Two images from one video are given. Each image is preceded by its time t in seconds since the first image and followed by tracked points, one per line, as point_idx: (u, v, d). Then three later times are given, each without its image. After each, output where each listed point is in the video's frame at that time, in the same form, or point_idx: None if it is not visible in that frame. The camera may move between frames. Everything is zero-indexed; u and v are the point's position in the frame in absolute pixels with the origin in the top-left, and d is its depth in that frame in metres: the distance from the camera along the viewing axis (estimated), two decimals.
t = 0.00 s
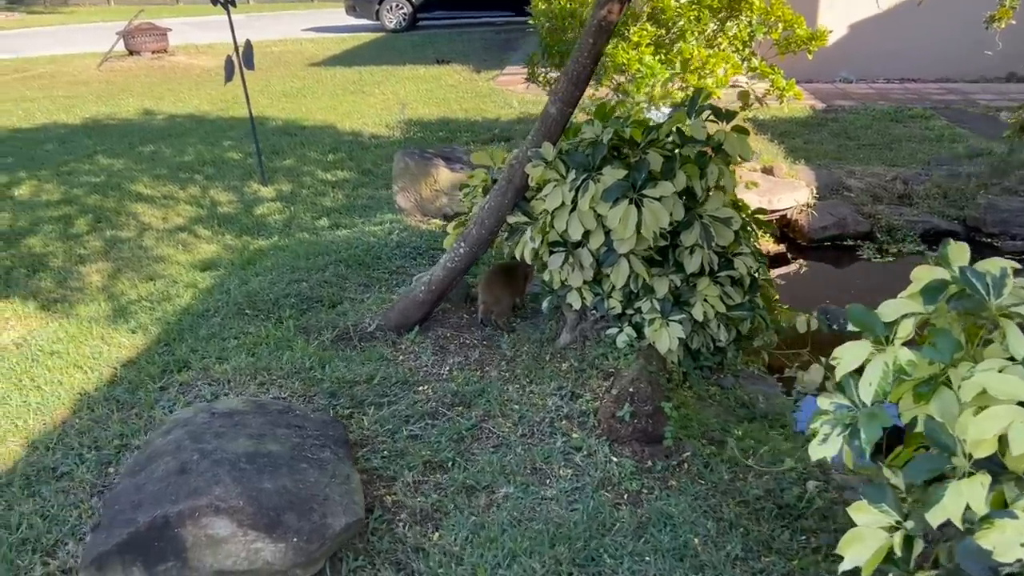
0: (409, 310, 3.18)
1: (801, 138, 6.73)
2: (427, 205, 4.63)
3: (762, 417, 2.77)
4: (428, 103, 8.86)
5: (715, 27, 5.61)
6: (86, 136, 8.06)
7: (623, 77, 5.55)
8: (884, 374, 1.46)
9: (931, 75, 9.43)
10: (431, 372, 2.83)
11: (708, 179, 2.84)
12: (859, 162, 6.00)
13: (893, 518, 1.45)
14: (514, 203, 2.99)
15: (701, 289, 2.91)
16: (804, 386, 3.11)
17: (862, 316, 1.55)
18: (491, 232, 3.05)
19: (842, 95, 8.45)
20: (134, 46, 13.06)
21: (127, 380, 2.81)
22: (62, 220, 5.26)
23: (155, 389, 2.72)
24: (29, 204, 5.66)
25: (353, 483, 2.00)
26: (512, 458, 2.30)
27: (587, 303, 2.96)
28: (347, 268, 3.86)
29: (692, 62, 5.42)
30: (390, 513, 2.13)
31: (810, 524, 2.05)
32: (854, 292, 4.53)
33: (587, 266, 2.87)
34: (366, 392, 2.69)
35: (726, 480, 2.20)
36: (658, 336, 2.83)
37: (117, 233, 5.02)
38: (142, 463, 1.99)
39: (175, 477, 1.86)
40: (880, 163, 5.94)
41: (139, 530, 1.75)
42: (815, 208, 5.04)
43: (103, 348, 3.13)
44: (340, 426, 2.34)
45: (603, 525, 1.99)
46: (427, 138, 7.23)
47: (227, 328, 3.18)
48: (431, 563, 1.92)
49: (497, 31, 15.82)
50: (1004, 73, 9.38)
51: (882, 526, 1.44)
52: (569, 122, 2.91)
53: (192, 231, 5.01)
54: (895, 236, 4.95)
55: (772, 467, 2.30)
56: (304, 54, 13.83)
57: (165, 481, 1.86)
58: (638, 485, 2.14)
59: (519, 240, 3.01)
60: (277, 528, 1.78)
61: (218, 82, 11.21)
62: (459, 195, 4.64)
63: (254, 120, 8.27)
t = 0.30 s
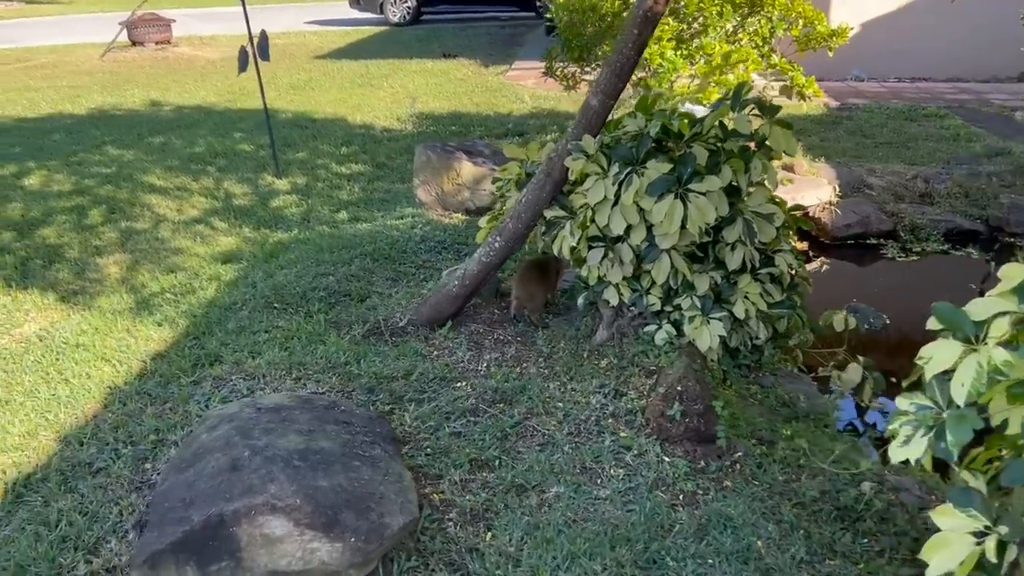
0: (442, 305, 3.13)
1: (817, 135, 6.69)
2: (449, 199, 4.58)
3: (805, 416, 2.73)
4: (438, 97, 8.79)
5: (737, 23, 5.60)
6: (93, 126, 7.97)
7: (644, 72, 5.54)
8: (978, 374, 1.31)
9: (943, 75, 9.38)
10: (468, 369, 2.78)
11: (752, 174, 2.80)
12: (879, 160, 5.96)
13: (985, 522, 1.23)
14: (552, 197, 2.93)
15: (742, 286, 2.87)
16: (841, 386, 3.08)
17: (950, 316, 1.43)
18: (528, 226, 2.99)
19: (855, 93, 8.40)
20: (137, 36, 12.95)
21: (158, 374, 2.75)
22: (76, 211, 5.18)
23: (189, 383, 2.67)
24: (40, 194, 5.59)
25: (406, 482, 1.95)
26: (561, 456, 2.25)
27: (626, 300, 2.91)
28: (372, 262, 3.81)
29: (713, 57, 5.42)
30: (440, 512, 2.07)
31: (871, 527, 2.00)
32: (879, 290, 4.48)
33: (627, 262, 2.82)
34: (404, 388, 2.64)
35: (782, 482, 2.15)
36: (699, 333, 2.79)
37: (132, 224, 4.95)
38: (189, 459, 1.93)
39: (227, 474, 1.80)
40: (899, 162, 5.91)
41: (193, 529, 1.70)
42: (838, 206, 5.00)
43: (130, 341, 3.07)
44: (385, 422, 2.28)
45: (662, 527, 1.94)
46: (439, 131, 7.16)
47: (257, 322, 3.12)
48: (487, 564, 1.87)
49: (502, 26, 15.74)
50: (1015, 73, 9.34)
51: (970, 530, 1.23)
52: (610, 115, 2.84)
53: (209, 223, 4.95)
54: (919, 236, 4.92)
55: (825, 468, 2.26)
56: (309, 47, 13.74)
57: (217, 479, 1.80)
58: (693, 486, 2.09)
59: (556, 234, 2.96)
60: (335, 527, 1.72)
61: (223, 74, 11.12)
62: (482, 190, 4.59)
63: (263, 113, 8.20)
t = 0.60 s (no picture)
0: (465, 304, 3.07)
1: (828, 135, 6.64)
2: (462, 196, 4.50)
3: (840, 421, 2.68)
4: (443, 92, 8.71)
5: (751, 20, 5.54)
6: (95, 120, 7.87)
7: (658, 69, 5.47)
8: None
9: (949, 75, 9.33)
10: (495, 369, 2.72)
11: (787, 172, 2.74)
12: (892, 161, 5.92)
13: None
14: (580, 195, 2.86)
15: (775, 287, 2.82)
16: (870, 389, 3.03)
17: None
18: (555, 224, 2.92)
19: (862, 94, 8.35)
20: (135, 30, 12.83)
21: (178, 373, 2.69)
22: (81, 205, 5.09)
23: (211, 383, 2.60)
24: (44, 188, 5.50)
25: (445, 488, 1.88)
26: (599, 461, 2.19)
27: (655, 300, 2.85)
28: (389, 259, 3.74)
29: (730, 55, 5.35)
30: (477, 518, 2.00)
31: (922, 536, 1.95)
32: (898, 291, 4.43)
33: (658, 262, 2.76)
34: (432, 388, 2.57)
35: (827, 488, 2.10)
36: (730, 334, 2.73)
37: (140, 219, 4.87)
38: (223, 462, 1.86)
39: (265, 479, 1.74)
40: (913, 162, 5.86)
41: (233, 536, 1.64)
42: (855, 207, 4.95)
43: (146, 338, 3.00)
44: (419, 424, 2.22)
45: (710, 536, 1.89)
46: (446, 128, 7.08)
47: (276, 320, 3.05)
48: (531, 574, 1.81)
49: (502, 23, 15.65)
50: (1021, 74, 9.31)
51: None
52: (642, 111, 2.78)
53: (217, 219, 4.87)
54: (936, 237, 4.88)
55: (869, 474, 2.20)
56: (309, 42, 13.64)
57: (254, 484, 1.73)
58: (738, 493, 2.04)
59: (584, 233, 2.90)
60: (379, 535, 1.66)
61: (224, 68, 11.02)
62: (497, 188, 4.51)
63: (267, 108, 8.11)
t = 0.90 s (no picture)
0: (484, 311, 2.99)
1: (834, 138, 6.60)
2: (471, 199, 4.43)
3: (871, 433, 2.63)
4: (443, 94, 8.62)
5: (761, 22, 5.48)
6: (91, 121, 7.76)
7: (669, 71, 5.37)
8: None
9: (950, 80, 9.33)
10: (520, 378, 2.65)
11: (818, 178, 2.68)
12: (901, 165, 5.88)
13: None
14: (604, 200, 2.80)
15: (803, 295, 2.76)
16: (895, 397, 2.99)
17: None
18: (578, 230, 2.85)
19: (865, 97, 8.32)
20: (130, 29, 12.71)
21: (192, 382, 2.61)
22: (82, 208, 5.00)
23: (227, 393, 2.53)
24: (43, 190, 5.40)
25: (482, 506, 1.82)
26: (634, 476, 2.13)
27: (680, 308, 2.80)
28: (401, 264, 3.66)
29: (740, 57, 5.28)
30: (511, 536, 1.94)
31: (971, 556, 1.90)
32: (914, 297, 4.39)
33: (685, 269, 2.70)
34: (455, 398, 2.50)
35: (869, 505, 2.05)
36: (759, 343, 2.67)
37: (142, 222, 4.78)
38: (251, 480, 1.79)
39: (299, 499, 1.67)
40: (921, 166, 5.83)
41: (269, 561, 1.57)
42: (867, 211, 4.91)
43: (157, 346, 2.92)
44: (448, 438, 2.15)
45: (756, 557, 1.83)
46: (449, 129, 7.01)
47: (290, 327, 2.98)
48: None
49: (498, 24, 15.56)
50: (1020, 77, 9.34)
51: None
52: (669, 115, 2.71)
53: (221, 222, 4.79)
54: (949, 242, 4.85)
55: (910, 490, 2.15)
56: (305, 43, 13.53)
57: (287, 505, 1.67)
58: (780, 510, 1.99)
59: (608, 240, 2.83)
60: (420, 558, 1.60)
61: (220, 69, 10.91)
62: (507, 192, 4.42)
63: (266, 109, 8.01)
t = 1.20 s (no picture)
0: (498, 326, 2.86)
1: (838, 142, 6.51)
2: (476, 206, 4.29)
3: (909, 453, 2.51)
4: (438, 98, 8.48)
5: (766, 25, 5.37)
6: (78, 125, 7.57)
7: (676, 73, 5.24)
8: None
9: (946, 83, 9.29)
10: (540, 398, 2.52)
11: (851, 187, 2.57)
12: (908, 170, 5.80)
13: None
14: (626, 210, 2.67)
15: (834, 309, 2.64)
16: (923, 413, 2.90)
17: None
18: (598, 241, 2.73)
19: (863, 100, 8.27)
20: (115, 32, 12.50)
21: (195, 406, 2.47)
22: (71, 216, 4.84)
23: (232, 417, 2.39)
24: (30, 197, 5.22)
25: (517, 544, 1.69)
26: (671, 507, 2.01)
27: (706, 323, 2.67)
28: (407, 275, 3.52)
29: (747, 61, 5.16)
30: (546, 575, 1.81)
31: None
32: (930, 305, 4.29)
33: (713, 282, 2.58)
34: (475, 420, 2.37)
35: (922, 536, 1.93)
36: (789, 360, 2.56)
37: (134, 230, 4.62)
38: (268, 519, 1.66)
39: (323, 543, 1.54)
40: (929, 171, 5.75)
41: None
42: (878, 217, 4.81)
43: (155, 365, 2.77)
44: (474, 467, 2.01)
45: None
46: (446, 134, 6.87)
47: (296, 344, 2.84)
48: None
49: (489, 27, 15.42)
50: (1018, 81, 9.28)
51: None
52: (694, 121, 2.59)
53: (216, 230, 4.64)
54: (962, 249, 4.76)
55: (961, 518, 2.04)
56: (294, 46, 13.36)
57: (310, 549, 1.53)
58: (830, 543, 1.87)
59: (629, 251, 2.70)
60: None
61: (209, 71, 10.73)
62: (513, 199, 4.28)
63: (257, 112, 7.85)
